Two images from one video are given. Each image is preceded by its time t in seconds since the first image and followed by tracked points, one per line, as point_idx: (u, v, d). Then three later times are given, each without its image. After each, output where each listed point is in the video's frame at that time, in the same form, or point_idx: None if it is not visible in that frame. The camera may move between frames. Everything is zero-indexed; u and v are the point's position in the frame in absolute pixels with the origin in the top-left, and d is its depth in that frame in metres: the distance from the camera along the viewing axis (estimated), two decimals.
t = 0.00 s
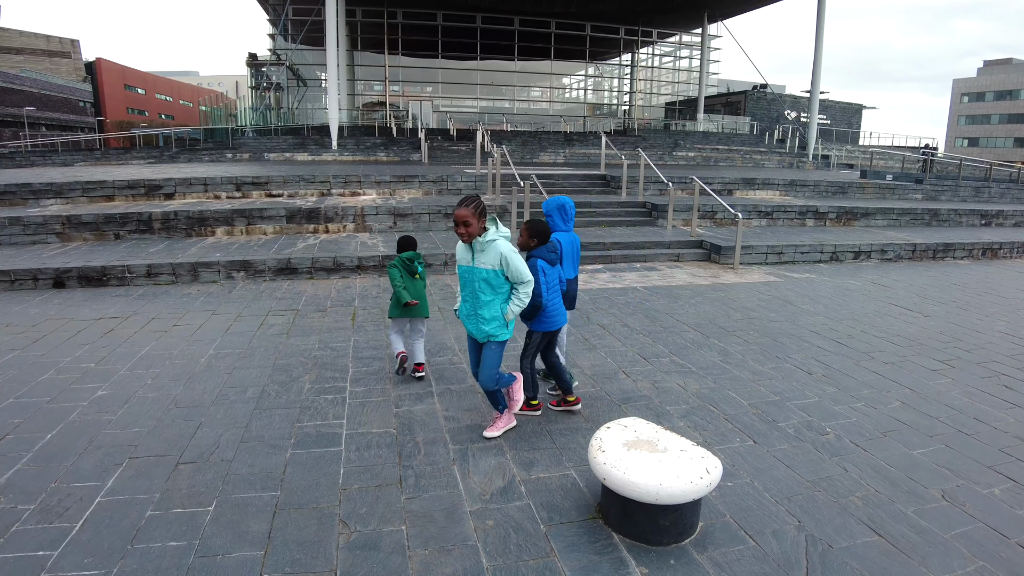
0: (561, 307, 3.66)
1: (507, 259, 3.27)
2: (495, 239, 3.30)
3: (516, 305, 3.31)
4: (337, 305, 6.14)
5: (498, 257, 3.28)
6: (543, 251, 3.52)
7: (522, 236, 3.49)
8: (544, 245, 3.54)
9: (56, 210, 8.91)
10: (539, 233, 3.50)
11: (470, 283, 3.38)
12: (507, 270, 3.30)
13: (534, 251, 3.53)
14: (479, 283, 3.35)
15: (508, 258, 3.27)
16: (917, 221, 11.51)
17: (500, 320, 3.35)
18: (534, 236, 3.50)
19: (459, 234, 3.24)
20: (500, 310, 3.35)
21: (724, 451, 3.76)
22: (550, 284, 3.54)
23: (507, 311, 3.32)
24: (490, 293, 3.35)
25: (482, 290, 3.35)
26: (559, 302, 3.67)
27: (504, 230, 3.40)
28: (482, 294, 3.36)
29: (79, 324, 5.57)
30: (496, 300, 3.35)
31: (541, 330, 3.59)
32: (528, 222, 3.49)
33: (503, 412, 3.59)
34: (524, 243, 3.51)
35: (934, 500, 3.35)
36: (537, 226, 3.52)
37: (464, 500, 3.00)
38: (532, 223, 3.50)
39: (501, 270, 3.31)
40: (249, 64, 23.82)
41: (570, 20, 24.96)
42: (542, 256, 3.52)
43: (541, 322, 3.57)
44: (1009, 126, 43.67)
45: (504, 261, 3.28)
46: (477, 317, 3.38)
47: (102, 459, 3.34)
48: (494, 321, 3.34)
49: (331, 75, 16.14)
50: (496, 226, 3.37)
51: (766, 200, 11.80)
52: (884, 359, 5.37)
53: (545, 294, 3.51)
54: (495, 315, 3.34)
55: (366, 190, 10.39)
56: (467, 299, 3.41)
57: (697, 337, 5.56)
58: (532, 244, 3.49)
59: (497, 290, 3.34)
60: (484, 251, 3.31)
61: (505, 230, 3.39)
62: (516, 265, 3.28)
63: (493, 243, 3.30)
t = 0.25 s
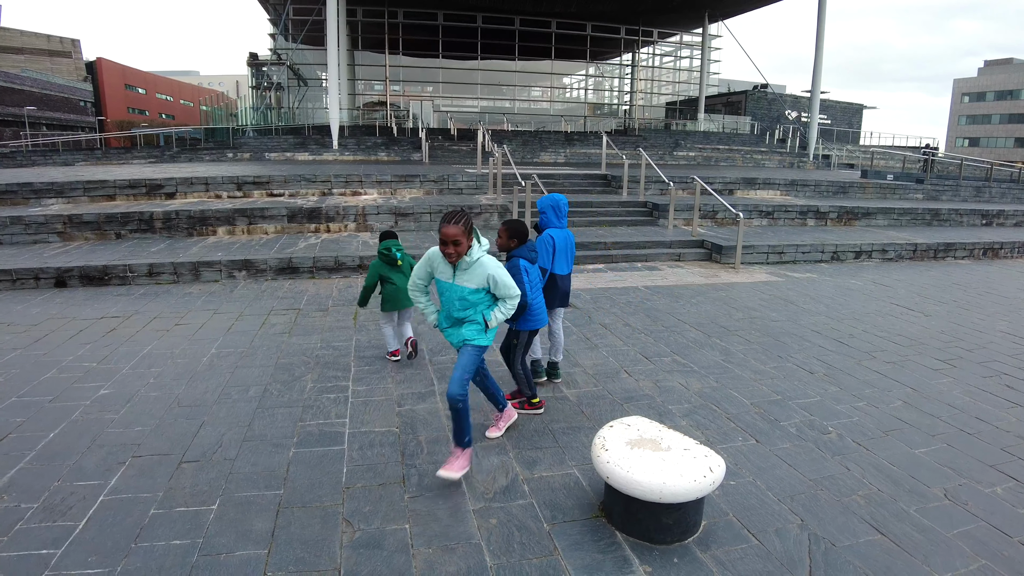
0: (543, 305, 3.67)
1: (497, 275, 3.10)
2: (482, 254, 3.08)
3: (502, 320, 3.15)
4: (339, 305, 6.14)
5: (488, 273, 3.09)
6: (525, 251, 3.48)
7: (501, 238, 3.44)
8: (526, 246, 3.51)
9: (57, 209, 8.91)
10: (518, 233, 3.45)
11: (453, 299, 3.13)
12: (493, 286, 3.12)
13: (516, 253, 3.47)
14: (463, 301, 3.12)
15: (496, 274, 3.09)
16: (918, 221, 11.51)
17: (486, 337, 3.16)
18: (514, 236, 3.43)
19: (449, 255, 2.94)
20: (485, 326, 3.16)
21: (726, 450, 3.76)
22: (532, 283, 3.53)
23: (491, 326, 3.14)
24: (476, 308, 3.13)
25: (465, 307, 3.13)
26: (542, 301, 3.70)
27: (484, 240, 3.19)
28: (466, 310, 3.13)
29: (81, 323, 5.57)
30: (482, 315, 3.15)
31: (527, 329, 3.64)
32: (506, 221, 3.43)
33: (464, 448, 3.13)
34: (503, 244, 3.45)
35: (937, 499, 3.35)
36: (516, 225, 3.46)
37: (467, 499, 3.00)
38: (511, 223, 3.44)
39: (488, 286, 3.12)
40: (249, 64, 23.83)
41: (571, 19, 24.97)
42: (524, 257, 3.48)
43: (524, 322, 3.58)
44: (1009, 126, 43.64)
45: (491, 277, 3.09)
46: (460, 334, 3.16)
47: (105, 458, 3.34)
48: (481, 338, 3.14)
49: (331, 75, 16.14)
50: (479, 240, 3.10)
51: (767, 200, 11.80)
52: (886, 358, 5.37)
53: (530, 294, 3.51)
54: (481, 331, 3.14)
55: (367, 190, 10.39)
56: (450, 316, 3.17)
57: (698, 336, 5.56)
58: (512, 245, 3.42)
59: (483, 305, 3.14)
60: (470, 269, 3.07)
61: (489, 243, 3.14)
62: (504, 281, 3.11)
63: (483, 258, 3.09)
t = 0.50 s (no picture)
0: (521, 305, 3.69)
1: (466, 289, 2.77)
2: (448, 265, 2.73)
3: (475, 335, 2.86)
4: (341, 303, 6.14)
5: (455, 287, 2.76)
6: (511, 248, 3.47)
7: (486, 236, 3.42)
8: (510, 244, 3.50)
9: (59, 208, 8.92)
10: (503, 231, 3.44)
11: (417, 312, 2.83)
12: (462, 298, 2.79)
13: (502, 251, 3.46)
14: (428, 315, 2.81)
15: (464, 286, 2.76)
16: (920, 220, 11.51)
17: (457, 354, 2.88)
18: (499, 234, 3.42)
19: (406, 272, 2.62)
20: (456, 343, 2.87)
21: (729, 448, 3.76)
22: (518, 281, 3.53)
23: (463, 341, 2.85)
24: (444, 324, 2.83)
25: (431, 323, 2.83)
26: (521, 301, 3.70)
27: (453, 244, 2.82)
28: (432, 326, 2.83)
29: (84, 321, 5.57)
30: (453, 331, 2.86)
31: (511, 330, 3.60)
32: (490, 219, 3.41)
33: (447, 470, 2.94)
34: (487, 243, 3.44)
35: (940, 497, 3.35)
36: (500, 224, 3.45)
37: (471, 497, 3.00)
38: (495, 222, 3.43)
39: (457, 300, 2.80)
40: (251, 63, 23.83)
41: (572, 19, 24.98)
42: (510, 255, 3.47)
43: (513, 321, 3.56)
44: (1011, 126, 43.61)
45: (458, 290, 2.76)
46: (429, 353, 2.86)
47: (110, 456, 3.34)
48: (450, 356, 2.86)
49: (333, 75, 16.15)
50: (446, 247, 2.75)
51: (769, 199, 11.80)
52: (888, 358, 5.37)
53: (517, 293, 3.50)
54: (450, 348, 2.85)
55: (369, 189, 10.40)
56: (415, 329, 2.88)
57: (701, 335, 5.57)
58: (499, 243, 3.40)
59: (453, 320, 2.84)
60: (433, 281, 2.74)
61: (458, 249, 2.78)
62: (474, 293, 2.78)
63: (449, 271, 2.74)
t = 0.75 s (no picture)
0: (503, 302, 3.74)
1: (423, 299, 2.45)
2: (399, 273, 2.42)
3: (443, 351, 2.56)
4: (346, 302, 6.15)
5: (412, 298, 2.45)
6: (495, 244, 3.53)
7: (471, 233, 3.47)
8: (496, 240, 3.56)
9: (65, 206, 8.94)
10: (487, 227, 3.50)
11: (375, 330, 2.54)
12: (422, 309, 2.48)
13: (487, 247, 3.52)
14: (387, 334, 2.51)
15: (420, 296, 2.44)
16: (924, 220, 11.48)
17: (425, 372, 2.58)
18: (485, 230, 3.50)
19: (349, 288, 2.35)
20: (422, 360, 2.57)
21: (735, 447, 3.75)
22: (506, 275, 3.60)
23: (431, 364, 2.56)
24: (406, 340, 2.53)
25: (392, 343, 2.53)
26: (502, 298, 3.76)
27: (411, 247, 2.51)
28: (393, 344, 2.53)
29: (90, 319, 5.59)
30: (417, 346, 2.56)
31: (501, 324, 3.61)
32: (474, 216, 3.46)
33: (359, 503, 2.61)
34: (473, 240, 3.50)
35: (946, 496, 3.34)
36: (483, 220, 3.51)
37: (477, 494, 3.00)
38: (479, 219, 3.49)
39: (417, 312, 2.49)
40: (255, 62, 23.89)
41: (576, 18, 24.99)
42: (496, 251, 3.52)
43: (501, 316, 3.58)
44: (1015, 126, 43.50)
45: (418, 303, 2.45)
46: (395, 377, 2.57)
47: (117, 453, 3.35)
48: (416, 377, 2.56)
49: (337, 74, 16.19)
50: (398, 254, 2.45)
51: (773, 198, 11.79)
52: (893, 357, 5.35)
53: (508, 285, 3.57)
54: (416, 369, 2.55)
55: (373, 188, 10.41)
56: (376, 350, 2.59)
57: (706, 334, 5.56)
58: (486, 237, 3.48)
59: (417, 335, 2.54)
60: (388, 293, 2.44)
61: (413, 254, 2.48)
62: (435, 305, 2.46)
63: (401, 280, 2.42)
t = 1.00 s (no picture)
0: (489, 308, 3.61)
1: (386, 299, 2.22)
2: (366, 265, 2.20)
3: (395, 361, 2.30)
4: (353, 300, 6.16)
5: (372, 296, 2.21)
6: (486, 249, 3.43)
7: (462, 237, 3.33)
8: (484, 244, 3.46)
9: (74, 205, 8.99)
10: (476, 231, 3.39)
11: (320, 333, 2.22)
12: (383, 310, 2.24)
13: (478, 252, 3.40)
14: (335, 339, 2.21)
15: (386, 292, 2.21)
16: (933, 219, 11.42)
17: (371, 384, 2.27)
18: (475, 234, 3.37)
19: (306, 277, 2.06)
20: (370, 372, 2.28)
21: (745, 446, 3.74)
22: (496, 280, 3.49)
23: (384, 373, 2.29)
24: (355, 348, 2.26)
25: (339, 350, 2.23)
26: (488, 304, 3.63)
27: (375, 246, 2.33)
28: (339, 350, 2.23)
29: (99, 317, 5.62)
30: (367, 355, 2.29)
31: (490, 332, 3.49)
32: (464, 219, 3.33)
33: (362, 518, 2.52)
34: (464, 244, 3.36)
35: (957, 496, 3.32)
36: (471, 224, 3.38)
37: (487, 492, 3.00)
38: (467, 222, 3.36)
39: (374, 314, 2.25)
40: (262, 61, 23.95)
41: (582, 17, 24.96)
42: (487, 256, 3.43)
43: (492, 324, 3.46)
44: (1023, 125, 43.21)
45: (380, 300, 2.22)
46: (336, 390, 2.23)
47: (128, 450, 3.36)
48: (360, 389, 2.25)
49: (344, 73, 16.21)
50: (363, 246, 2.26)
51: (780, 197, 11.75)
52: (902, 357, 5.32)
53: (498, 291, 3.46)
54: (363, 379, 2.25)
55: (380, 186, 10.43)
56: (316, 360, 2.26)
57: (714, 333, 5.55)
58: (477, 242, 3.35)
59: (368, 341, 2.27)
60: (346, 288, 2.19)
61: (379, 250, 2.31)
62: (398, 305, 2.23)
63: (366, 273, 2.20)
